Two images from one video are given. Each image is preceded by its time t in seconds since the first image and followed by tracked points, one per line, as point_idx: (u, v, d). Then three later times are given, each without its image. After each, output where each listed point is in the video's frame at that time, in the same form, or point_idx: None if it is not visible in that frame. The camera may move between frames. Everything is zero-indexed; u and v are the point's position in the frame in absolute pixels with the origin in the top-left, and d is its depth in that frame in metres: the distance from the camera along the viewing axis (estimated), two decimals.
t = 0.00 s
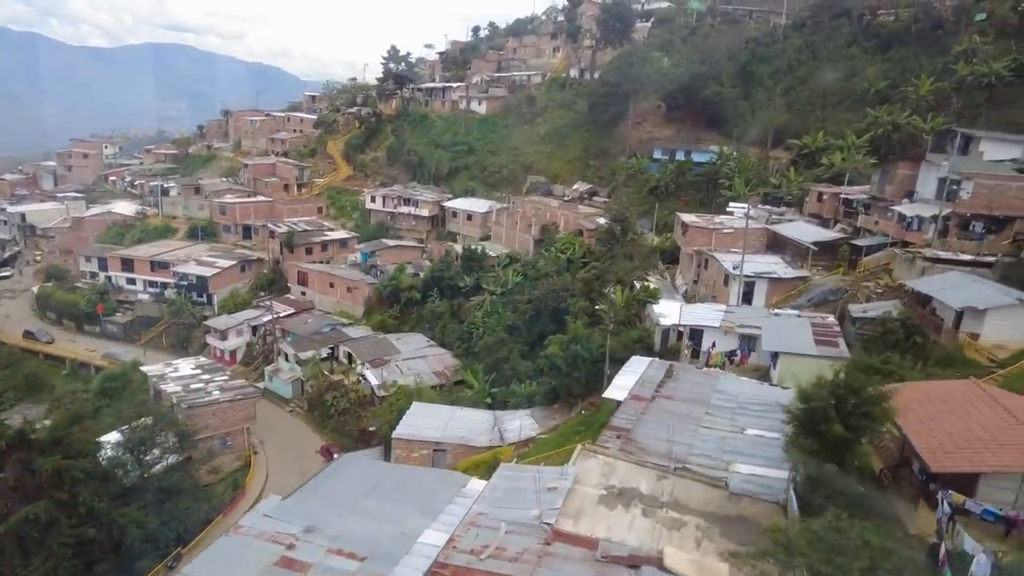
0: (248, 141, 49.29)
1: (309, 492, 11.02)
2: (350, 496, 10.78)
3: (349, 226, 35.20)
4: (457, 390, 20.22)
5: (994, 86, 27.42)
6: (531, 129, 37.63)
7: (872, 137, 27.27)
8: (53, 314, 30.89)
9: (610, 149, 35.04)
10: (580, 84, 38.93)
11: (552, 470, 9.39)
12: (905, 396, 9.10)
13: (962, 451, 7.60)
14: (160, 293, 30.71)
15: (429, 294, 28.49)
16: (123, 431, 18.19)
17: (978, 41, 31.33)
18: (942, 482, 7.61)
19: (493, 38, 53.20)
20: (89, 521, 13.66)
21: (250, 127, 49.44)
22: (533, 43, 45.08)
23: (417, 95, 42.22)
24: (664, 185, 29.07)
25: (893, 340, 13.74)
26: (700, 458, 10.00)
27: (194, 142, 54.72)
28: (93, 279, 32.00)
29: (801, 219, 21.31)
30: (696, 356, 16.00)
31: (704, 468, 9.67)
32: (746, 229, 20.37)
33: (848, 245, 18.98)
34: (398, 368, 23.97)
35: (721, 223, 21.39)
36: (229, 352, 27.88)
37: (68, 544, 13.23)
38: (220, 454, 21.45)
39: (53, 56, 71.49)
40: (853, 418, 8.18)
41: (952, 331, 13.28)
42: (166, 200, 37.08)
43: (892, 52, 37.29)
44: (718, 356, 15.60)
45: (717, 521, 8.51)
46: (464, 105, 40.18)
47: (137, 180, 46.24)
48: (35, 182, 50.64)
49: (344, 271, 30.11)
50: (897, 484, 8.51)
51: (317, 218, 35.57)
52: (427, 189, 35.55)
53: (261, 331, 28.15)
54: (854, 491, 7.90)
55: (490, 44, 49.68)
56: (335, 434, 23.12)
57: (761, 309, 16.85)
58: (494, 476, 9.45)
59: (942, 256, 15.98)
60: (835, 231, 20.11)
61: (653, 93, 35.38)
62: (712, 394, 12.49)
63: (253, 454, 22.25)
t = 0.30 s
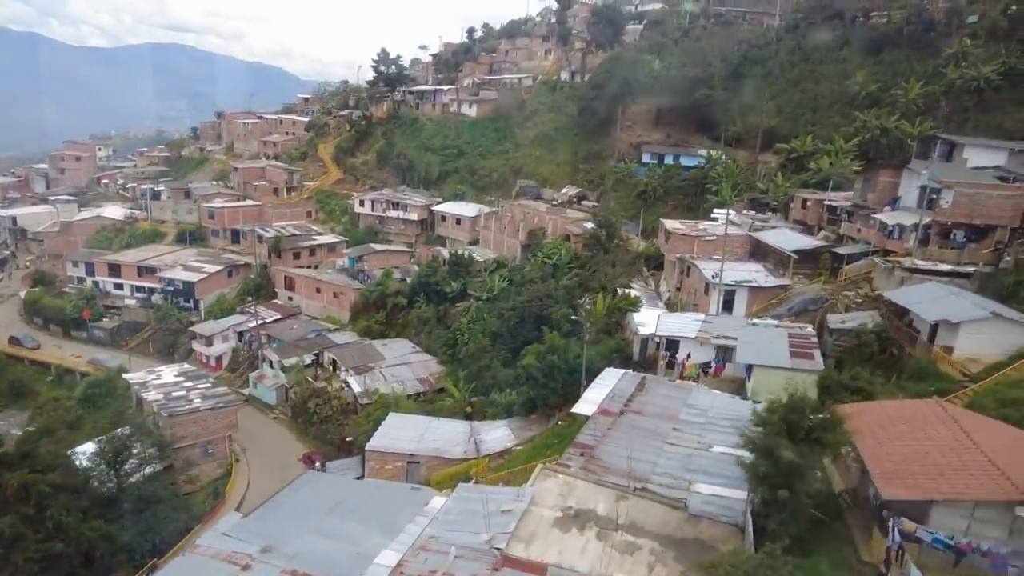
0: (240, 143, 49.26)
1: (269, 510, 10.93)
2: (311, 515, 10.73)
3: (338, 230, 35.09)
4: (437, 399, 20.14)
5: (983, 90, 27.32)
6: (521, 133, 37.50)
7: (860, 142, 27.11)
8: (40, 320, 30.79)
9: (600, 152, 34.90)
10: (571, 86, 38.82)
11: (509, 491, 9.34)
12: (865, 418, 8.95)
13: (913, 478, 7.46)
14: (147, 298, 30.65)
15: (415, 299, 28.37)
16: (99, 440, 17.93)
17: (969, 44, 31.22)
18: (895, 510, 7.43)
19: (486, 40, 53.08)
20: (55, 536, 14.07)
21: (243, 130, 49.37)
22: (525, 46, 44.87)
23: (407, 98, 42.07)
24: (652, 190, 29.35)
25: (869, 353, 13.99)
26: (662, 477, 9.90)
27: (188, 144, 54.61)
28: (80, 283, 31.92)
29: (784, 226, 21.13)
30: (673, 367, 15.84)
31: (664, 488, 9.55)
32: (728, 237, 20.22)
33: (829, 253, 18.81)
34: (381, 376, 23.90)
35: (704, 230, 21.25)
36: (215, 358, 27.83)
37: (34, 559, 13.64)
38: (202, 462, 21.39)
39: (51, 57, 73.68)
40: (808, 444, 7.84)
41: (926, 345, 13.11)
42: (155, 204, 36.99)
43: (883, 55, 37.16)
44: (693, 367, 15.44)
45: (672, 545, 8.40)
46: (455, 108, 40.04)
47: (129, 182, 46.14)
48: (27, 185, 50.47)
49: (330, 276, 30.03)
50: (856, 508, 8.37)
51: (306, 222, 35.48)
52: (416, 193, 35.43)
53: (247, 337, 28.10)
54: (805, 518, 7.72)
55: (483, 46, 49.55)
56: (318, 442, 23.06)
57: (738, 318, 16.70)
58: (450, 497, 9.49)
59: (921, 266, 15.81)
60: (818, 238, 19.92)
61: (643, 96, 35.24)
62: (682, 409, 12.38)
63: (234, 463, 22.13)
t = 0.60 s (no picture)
0: (232, 146, 49.21)
1: (230, 529, 10.93)
2: (271, 535, 10.73)
3: (327, 234, 34.97)
4: (418, 408, 20.05)
5: (971, 94, 27.24)
6: (511, 136, 37.34)
7: (848, 146, 26.98)
8: (26, 325, 30.71)
9: (589, 156, 34.75)
10: (561, 89, 38.70)
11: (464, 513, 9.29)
12: (822, 439, 8.89)
13: (863, 504, 7.38)
14: (133, 303, 30.59)
15: (401, 304, 28.24)
16: (74, 454, 18.02)
17: (959, 47, 31.14)
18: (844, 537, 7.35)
19: (479, 41, 52.93)
20: (24, 551, 13.95)
21: (235, 132, 49.28)
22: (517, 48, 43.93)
23: (398, 101, 41.90)
24: (639, 195, 29.08)
25: (842, 366, 13.82)
26: (622, 497, 9.81)
27: (181, 146, 54.50)
28: (67, 289, 31.84)
29: (768, 234, 20.97)
30: (647, 378, 15.67)
31: (623, 510, 9.46)
32: (709, 244, 20.13)
33: (810, 262, 18.69)
34: (364, 383, 23.80)
35: (687, 238, 21.12)
36: (200, 364, 27.79)
37: None
38: (182, 470, 21.31)
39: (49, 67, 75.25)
40: (756, 472, 7.56)
41: (898, 359, 12.99)
42: (144, 208, 36.88)
43: (875, 57, 36.98)
44: (665, 379, 15.23)
45: (626, 570, 8.30)
46: (445, 111, 39.86)
47: (120, 185, 46.05)
48: (19, 188, 50.34)
49: (316, 281, 29.92)
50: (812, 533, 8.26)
51: (294, 226, 35.36)
52: (405, 197, 35.29)
53: (233, 343, 28.04)
54: (754, 546, 7.58)
55: (475, 47, 49.42)
56: (300, 449, 23.03)
57: (715, 329, 16.59)
58: (402, 520, 9.32)
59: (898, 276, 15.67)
60: (800, 246, 19.75)
61: (633, 99, 35.09)
62: (651, 424, 12.29)
63: (216, 470, 22.05)
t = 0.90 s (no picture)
0: (224, 149, 49.10)
1: (190, 549, 11.14)
2: (230, 554, 10.89)
3: (315, 238, 34.86)
4: (398, 418, 19.98)
5: (958, 99, 27.19)
6: (501, 140, 37.21)
7: (835, 151, 26.87)
8: (13, 331, 30.63)
9: (578, 161, 34.64)
10: (551, 93, 38.59)
11: (418, 536, 9.18)
12: (779, 461, 8.85)
13: (814, 533, 7.34)
14: (120, 310, 30.51)
15: (387, 311, 28.12)
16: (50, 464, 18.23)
17: (948, 51, 31.05)
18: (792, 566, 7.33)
19: (472, 43, 52.81)
20: None
21: (226, 136, 49.15)
22: (508, 50, 44.69)
23: (388, 104, 41.75)
24: (626, 201, 29.11)
25: (815, 380, 13.70)
26: (581, 518, 9.72)
27: (173, 150, 54.31)
28: (54, 295, 31.77)
29: (750, 241, 20.86)
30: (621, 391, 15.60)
31: (581, 532, 9.36)
32: (690, 252, 20.08)
33: (790, 271, 18.56)
34: (346, 392, 23.74)
35: (669, 246, 21.04)
36: (185, 371, 27.73)
37: None
38: (163, 480, 21.24)
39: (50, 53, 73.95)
40: (703, 500, 7.48)
41: (870, 373, 12.85)
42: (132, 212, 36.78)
43: (866, 60, 36.85)
44: (638, 392, 15.15)
45: None
46: (435, 114, 39.72)
47: (111, 190, 45.89)
48: (10, 193, 50.14)
49: (302, 287, 29.83)
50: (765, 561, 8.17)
51: (282, 231, 35.27)
52: (393, 202, 35.17)
53: (218, 350, 27.97)
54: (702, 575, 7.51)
55: (467, 50, 49.30)
56: (282, 459, 22.95)
57: (692, 339, 16.49)
58: (356, 543, 9.31)
59: (874, 287, 15.56)
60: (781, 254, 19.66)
61: (622, 104, 34.97)
62: (619, 440, 12.18)
63: (197, 480, 21.96)
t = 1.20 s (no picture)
0: (216, 153, 49.06)
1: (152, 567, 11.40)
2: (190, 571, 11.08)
3: (303, 244, 34.77)
4: (376, 428, 19.89)
5: (945, 105, 27.20)
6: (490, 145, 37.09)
7: (821, 157, 26.80)
8: None
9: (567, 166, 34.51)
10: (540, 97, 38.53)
11: (371, 559, 9.04)
12: (738, 481, 8.75)
13: (760, 561, 7.24)
14: (106, 316, 30.38)
15: (372, 318, 27.99)
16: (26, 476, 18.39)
17: (937, 55, 30.97)
18: None
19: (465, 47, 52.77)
20: None
21: (218, 140, 49.09)
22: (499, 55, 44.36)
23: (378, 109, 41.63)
24: (612, 207, 29.13)
25: (788, 394, 13.58)
26: (540, 540, 9.61)
27: (165, 154, 54.19)
28: (40, 301, 31.63)
29: (731, 249, 20.74)
30: (595, 403, 15.48)
31: (538, 555, 9.25)
32: (671, 261, 20.04)
33: (769, 281, 18.43)
34: (329, 400, 23.70)
35: (650, 254, 20.94)
36: (170, 379, 27.60)
37: None
38: (143, 489, 21.08)
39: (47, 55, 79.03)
40: (647, 530, 7.59)
41: (841, 389, 12.73)
42: (120, 218, 36.66)
43: (857, 64, 36.77)
44: (610, 406, 15.01)
45: None
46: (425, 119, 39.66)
47: (101, 194, 45.73)
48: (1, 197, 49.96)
49: (288, 294, 29.76)
50: None
51: (270, 236, 35.18)
52: (381, 207, 35.07)
53: (203, 357, 27.84)
54: None
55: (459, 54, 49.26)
56: (264, 468, 22.82)
57: (668, 351, 16.38)
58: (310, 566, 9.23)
59: (850, 299, 15.44)
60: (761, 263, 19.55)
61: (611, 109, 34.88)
62: (586, 457, 12.05)
63: (177, 490, 21.79)
